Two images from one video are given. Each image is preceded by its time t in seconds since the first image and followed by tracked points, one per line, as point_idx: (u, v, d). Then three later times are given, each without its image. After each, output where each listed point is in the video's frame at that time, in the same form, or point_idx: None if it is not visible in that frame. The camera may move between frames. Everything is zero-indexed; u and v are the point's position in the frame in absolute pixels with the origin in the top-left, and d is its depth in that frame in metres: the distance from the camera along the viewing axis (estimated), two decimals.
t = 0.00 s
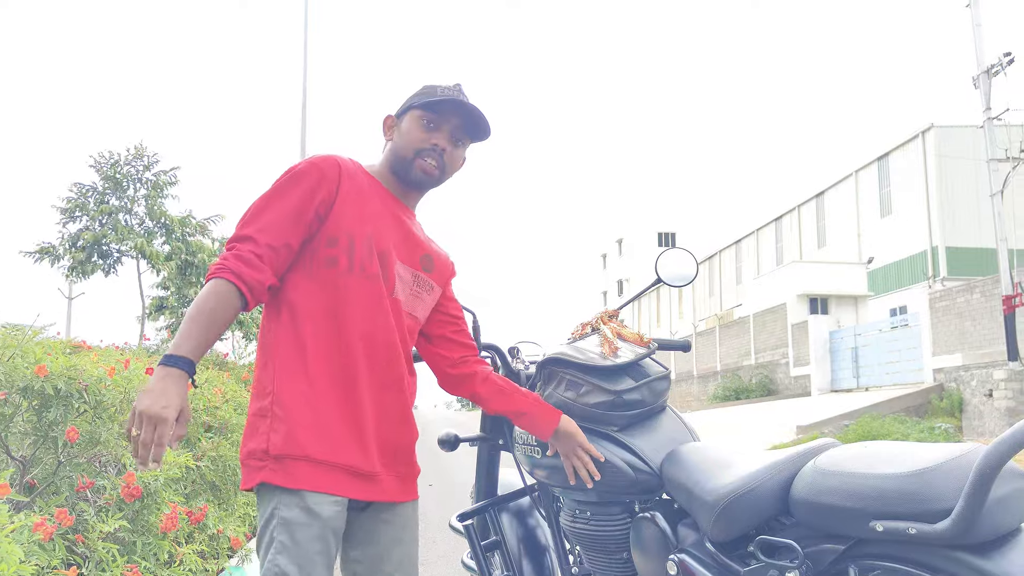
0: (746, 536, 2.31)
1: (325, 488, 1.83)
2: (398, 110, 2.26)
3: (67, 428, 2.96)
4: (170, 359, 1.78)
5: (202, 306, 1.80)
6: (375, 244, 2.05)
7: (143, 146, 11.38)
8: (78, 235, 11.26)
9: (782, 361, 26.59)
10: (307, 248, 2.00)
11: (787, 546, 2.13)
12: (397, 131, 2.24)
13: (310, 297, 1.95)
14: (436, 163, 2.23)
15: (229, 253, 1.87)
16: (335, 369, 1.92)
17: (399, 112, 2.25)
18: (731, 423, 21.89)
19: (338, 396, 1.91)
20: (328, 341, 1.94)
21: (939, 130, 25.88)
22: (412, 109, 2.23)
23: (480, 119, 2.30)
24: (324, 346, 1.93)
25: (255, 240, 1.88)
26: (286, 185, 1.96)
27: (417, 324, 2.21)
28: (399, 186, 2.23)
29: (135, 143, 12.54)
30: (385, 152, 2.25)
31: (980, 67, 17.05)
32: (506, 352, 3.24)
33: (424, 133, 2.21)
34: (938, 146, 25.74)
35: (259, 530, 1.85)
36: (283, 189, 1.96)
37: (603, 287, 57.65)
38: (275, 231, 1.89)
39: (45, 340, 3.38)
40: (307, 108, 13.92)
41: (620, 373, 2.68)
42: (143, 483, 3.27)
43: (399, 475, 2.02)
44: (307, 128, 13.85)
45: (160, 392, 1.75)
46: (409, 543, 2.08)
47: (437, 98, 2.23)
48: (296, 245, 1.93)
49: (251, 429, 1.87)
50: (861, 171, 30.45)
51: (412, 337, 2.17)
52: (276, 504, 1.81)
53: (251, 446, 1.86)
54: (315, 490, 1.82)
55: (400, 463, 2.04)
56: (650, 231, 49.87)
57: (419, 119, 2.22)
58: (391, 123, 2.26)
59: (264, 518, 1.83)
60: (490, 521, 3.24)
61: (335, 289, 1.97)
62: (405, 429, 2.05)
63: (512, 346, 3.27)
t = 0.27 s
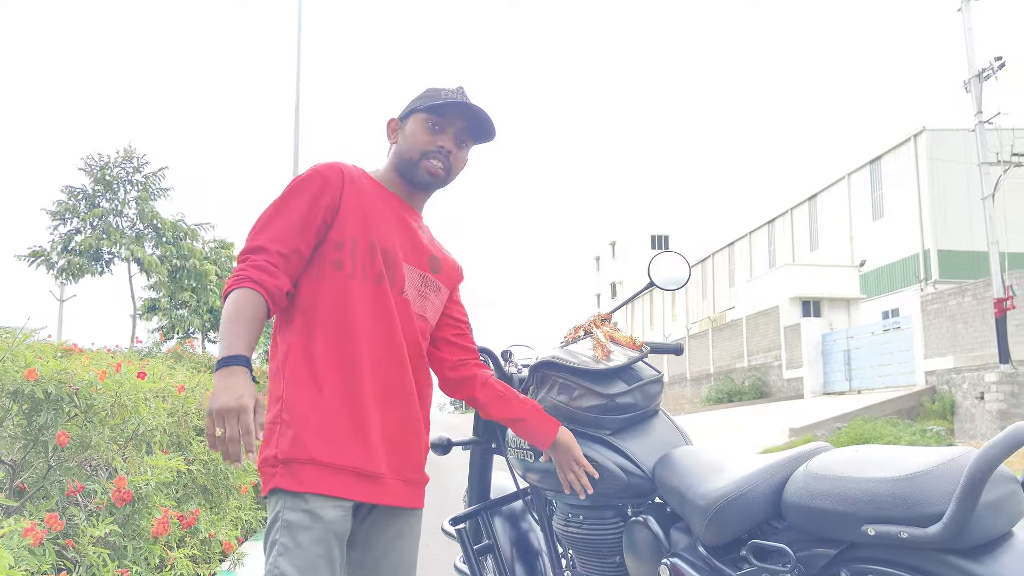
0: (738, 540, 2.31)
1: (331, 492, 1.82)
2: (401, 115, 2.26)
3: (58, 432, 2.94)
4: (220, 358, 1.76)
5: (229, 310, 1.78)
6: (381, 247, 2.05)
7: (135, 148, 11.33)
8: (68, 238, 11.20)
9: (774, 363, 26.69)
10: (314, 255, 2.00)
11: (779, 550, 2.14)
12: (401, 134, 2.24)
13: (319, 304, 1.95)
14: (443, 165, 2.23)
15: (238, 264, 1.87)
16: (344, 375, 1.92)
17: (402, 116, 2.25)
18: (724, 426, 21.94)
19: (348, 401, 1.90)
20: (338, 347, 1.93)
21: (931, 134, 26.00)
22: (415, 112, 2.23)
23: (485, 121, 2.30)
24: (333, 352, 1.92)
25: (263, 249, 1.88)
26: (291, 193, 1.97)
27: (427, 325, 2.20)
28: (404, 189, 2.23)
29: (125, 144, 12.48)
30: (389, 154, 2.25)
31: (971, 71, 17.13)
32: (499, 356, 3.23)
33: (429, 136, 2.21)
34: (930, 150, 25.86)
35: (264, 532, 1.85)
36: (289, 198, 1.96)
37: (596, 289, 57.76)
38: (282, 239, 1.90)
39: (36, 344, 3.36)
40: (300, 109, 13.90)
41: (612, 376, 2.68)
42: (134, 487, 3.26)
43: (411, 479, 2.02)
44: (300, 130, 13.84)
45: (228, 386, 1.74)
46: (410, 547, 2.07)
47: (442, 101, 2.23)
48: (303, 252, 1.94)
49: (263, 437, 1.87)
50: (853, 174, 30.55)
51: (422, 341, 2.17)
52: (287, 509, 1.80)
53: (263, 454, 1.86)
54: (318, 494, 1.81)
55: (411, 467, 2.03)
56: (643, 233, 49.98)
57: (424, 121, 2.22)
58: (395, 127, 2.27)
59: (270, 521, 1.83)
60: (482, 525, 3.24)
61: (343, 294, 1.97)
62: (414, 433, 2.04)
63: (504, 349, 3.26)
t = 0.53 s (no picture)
0: (729, 543, 2.31)
1: (325, 496, 1.83)
2: (402, 119, 2.24)
3: (47, 435, 2.92)
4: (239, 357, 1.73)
5: (232, 310, 1.75)
6: (380, 251, 2.05)
7: (126, 150, 11.28)
8: (58, 240, 11.13)
9: (766, 366, 26.80)
10: (313, 257, 1.99)
11: (769, 553, 2.14)
12: (403, 140, 2.23)
13: (319, 306, 1.95)
14: (443, 172, 2.24)
15: (238, 265, 1.85)
16: (343, 379, 1.92)
17: (403, 121, 2.24)
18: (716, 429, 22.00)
19: (345, 407, 1.90)
20: (336, 350, 1.93)
21: (922, 137, 26.17)
22: (417, 118, 2.22)
23: (486, 130, 2.32)
24: (332, 356, 1.92)
25: (265, 251, 1.86)
26: (292, 194, 1.95)
27: (423, 330, 2.21)
28: (404, 194, 2.24)
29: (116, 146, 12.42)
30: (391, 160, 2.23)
31: (962, 75, 17.26)
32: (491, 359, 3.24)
33: (433, 144, 2.22)
34: (921, 153, 26.02)
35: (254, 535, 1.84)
36: (290, 199, 1.94)
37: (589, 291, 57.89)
38: (283, 240, 1.88)
39: (25, 346, 3.34)
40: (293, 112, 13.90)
41: (604, 379, 2.68)
42: (124, 491, 3.24)
43: (404, 484, 2.02)
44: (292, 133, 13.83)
45: (250, 387, 1.70)
46: (402, 551, 2.07)
47: (445, 110, 2.24)
48: (304, 254, 1.92)
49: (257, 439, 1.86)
50: (845, 177, 30.70)
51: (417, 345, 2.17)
52: (282, 513, 1.80)
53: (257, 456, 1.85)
54: (311, 499, 1.81)
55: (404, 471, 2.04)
56: (635, 236, 50.13)
57: (426, 129, 2.22)
58: (395, 131, 2.25)
59: (260, 524, 1.82)
60: (474, 528, 3.23)
61: (342, 299, 1.97)
62: (409, 438, 2.05)
63: (497, 352, 3.27)
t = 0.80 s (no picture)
0: (720, 544, 2.32)
1: (311, 501, 1.82)
2: (429, 131, 2.24)
3: (37, 438, 2.90)
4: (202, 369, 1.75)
5: (209, 317, 1.76)
6: (366, 254, 2.05)
7: (116, 150, 11.23)
8: (47, 240, 11.07)
9: (758, 366, 26.92)
10: (298, 259, 1.99)
11: (760, 555, 2.14)
12: (426, 154, 2.24)
13: (303, 309, 1.95)
14: (445, 201, 2.31)
15: (220, 267, 1.85)
16: (327, 382, 1.91)
17: (430, 135, 2.24)
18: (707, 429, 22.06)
19: (328, 411, 1.90)
20: (320, 353, 1.93)
21: (913, 139, 26.32)
22: (444, 141, 2.26)
23: (500, 176, 2.42)
24: (317, 359, 1.92)
25: (247, 253, 1.86)
26: (278, 195, 1.95)
27: (411, 333, 2.22)
28: (405, 204, 2.27)
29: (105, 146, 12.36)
30: (409, 171, 2.23)
31: (952, 76, 17.36)
32: (483, 360, 3.24)
33: (450, 171, 2.28)
34: (911, 155, 26.16)
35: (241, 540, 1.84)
36: (274, 201, 1.95)
37: (581, 293, 58.05)
38: (267, 243, 1.88)
39: (13, 349, 3.31)
40: (284, 113, 13.87)
41: (596, 381, 2.68)
42: (114, 493, 3.23)
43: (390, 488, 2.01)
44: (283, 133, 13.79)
45: (202, 402, 1.71)
46: (390, 553, 2.07)
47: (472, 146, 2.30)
48: (289, 257, 1.92)
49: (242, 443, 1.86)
50: (836, 178, 30.82)
51: (405, 348, 2.16)
52: (265, 518, 1.80)
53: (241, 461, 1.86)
54: (299, 502, 1.81)
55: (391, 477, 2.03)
56: (628, 237, 50.29)
57: (450, 156, 2.26)
58: (416, 138, 2.24)
59: (247, 528, 1.82)
60: (466, 529, 3.23)
61: (327, 302, 1.97)
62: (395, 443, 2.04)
63: (489, 354, 3.27)
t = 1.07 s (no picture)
0: (711, 543, 2.33)
1: (302, 502, 1.83)
2: (435, 142, 2.26)
3: (30, 438, 2.89)
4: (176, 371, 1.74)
5: (194, 316, 1.76)
6: (359, 255, 2.05)
7: (111, 150, 11.19)
8: (41, 240, 11.02)
9: (752, 364, 27.00)
10: (289, 257, 1.99)
11: (752, 553, 2.15)
12: (430, 165, 2.25)
13: (294, 308, 1.95)
14: (437, 211, 2.34)
15: (210, 263, 1.84)
16: (317, 383, 1.92)
17: (435, 146, 2.26)
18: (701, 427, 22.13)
19: (318, 411, 1.91)
20: (311, 353, 1.93)
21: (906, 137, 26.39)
22: (447, 155, 2.28)
23: (484, 192, 2.47)
24: (307, 358, 1.93)
25: (239, 250, 1.86)
26: (272, 192, 1.95)
27: (400, 335, 2.23)
28: (399, 209, 2.28)
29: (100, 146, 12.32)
30: (412, 178, 2.24)
31: (945, 75, 17.42)
32: (476, 360, 3.25)
33: (447, 184, 2.31)
34: (905, 153, 26.24)
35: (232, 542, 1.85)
36: (267, 198, 1.94)
37: (576, 291, 58.12)
38: (258, 241, 1.88)
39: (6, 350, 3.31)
40: (279, 113, 13.87)
41: (588, 381, 2.69)
42: (106, 492, 3.23)
43: (377, 488, 2.02)
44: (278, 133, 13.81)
45: (177, 405, 1.71)
46: (378, 553, 2.08)
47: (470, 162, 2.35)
48: (280, 255, 1.92)
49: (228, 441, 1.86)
50: (831, 176, 30.90)
51: (394, 349, 2.17)
52: (253, 519, 1.80)
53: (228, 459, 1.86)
54: (290, 504, 1.82)
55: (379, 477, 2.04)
56: (623, 235, 50.38)
57: (450, 170, 2.30)
58: (422, 149, 2.25)
59: (237, 530, 1.83)
60: (460, 529, 3.25)
61: (318, 302, 1.97)
62: (384, 444, 2.05)
63: (482, 354, 3.28)
